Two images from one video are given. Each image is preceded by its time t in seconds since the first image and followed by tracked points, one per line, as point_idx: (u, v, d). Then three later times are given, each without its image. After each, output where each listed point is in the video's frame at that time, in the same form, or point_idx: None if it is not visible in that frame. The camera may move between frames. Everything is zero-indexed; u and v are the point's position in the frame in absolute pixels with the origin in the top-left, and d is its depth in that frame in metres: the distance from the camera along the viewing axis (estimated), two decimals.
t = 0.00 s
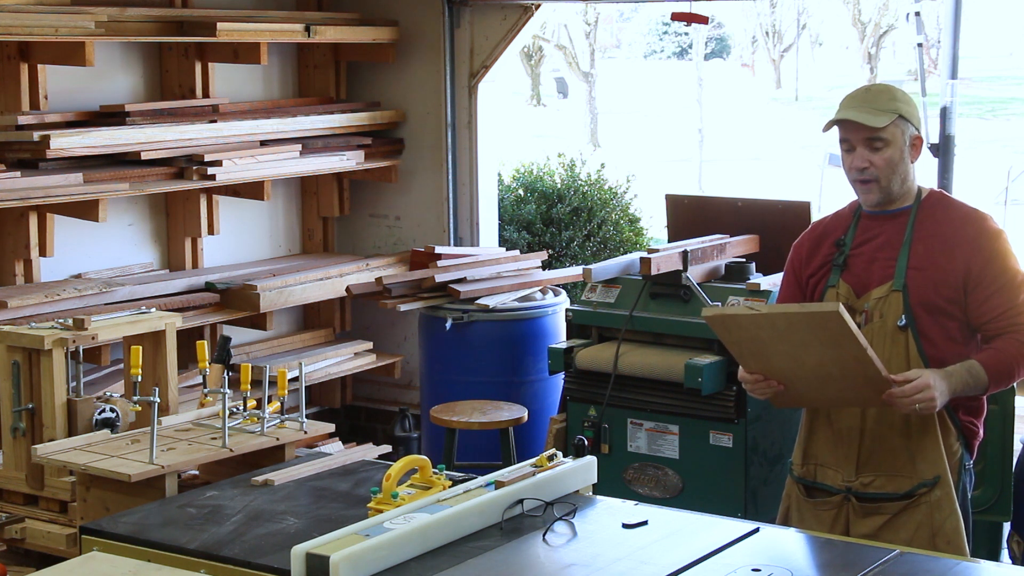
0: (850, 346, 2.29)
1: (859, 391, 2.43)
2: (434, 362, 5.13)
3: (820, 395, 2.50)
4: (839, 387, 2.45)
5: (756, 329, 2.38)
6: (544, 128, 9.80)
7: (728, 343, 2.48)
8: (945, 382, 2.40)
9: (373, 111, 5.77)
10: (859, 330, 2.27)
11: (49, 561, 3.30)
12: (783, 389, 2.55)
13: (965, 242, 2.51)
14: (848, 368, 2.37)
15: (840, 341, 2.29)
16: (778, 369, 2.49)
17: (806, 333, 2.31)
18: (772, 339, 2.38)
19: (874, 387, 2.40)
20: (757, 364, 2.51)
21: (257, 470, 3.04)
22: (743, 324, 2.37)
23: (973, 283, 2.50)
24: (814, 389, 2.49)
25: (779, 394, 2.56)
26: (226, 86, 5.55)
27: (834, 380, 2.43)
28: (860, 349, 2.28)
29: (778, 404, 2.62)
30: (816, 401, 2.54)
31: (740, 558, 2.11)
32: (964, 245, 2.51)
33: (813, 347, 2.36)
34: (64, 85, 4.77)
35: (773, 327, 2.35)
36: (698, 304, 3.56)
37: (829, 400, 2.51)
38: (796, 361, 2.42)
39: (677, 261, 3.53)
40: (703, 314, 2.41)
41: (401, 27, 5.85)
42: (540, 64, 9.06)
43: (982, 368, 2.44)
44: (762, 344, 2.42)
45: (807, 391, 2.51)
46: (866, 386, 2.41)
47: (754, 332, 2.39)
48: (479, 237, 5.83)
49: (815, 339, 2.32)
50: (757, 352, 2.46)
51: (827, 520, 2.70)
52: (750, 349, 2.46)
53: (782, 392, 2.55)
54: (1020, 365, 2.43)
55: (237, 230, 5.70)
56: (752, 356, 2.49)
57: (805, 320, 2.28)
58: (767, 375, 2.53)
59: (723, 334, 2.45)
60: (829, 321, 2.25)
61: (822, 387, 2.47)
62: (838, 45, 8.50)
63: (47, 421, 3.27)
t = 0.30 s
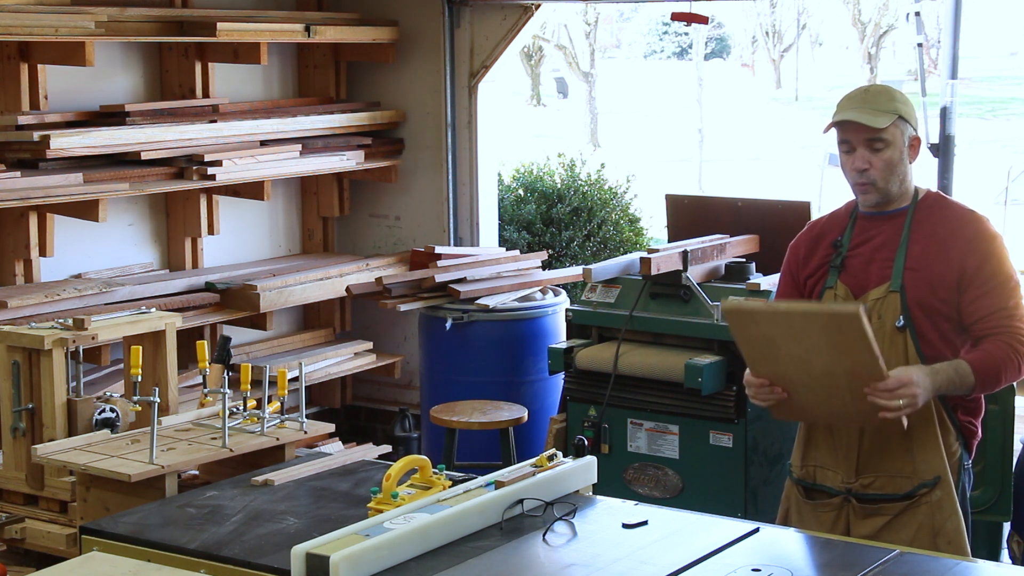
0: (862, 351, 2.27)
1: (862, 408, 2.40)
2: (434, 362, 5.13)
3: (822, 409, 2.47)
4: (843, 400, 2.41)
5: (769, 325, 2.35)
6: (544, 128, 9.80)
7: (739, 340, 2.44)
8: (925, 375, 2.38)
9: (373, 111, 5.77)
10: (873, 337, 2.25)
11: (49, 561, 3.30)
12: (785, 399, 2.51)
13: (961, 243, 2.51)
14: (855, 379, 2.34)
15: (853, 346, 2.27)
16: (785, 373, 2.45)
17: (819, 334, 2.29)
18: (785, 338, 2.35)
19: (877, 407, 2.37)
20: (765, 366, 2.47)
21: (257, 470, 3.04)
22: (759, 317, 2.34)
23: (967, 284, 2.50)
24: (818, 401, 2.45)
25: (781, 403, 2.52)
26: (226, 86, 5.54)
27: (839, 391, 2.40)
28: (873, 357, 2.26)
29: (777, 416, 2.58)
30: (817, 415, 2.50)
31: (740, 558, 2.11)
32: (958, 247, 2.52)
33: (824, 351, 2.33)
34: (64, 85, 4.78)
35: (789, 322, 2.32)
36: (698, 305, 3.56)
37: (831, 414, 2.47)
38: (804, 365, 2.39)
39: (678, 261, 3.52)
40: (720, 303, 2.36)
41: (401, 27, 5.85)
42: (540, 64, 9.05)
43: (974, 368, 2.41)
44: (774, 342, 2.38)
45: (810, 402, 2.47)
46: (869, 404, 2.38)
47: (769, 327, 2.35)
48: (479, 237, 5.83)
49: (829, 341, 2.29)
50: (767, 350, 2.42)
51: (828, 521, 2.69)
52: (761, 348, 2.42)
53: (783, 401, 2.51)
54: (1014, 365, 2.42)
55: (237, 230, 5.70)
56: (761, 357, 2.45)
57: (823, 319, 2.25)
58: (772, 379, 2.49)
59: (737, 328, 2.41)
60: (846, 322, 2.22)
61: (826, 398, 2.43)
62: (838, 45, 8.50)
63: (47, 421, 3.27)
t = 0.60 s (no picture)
0: (863, 301, 2.33)
1: (853, 383, 2.41)
2: (434, 362, 5.13)
3: (812, 388, 2.47)
4: (835, 374, 2.43)
5: (777, 271, 2.41)
6: (544, 128, 9.80)
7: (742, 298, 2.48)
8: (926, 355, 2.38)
9: (373, 111, 5.78)
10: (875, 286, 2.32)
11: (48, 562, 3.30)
12: (776, 373, 2.51)
13: (958, 243, 2.51)
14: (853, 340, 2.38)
15: (856, 295, 2.33)
16: (782, 340, 2.49)
17: (825, 278, 2.36)
18: (791, 287, 2.40)
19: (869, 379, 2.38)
20: (763, 333, 2.50)
21: (257, 470, 3.04)
22: (768, 262, 2.41)
23: (964, 282, 2.50)
24: (811, 375, 2.46)
25: (771, 378, 2.52)
26: (225, 86, 5.54)
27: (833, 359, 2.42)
28: (875, 305, 2.32)
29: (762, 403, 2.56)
30: (805, 399, 2.49)
31: (740, 558, 2.11)
32: (956, 244, 2.52)
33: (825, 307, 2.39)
34: (64, 85, 4.78)
35: (797, 268, 2.38)
36: (698, 304, 3.56)
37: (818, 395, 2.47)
38: (804, 325, 2.43)
39: (678, 261, 3.52)
40: (733, 244, 2.43)
41: (401, 27, 5.85)
42: (540, 64, 9.04)
43: (969, 359, 2.40)
44: (780, 296, 2.43)
45: (802, 379, 2.48)
46: (862, 377, 2.39)
47: (777, 274, 2.42)
48: (479, 237, 5.83)
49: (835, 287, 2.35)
50: (768, 309, 2.46)
51: (823, 520, 2.69)
52: (762, 307, 2.47)
53: (774, 377, 2.52)
54: (1010, 362, 2.41)
55: (237, 231, 5.70)
56: (761, 319, 2.48)
57: (831, 262, 2.33)
58: (766, 349, 2.51)
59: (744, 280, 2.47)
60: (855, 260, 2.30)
61: (819, 370, 2.45)
62: (838, 45, 8.50)
63: (47, 421, 3.27)
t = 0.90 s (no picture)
0: (846, 266, 2.39)
1: (839, 351, 2.45)
2: (434, 361, 5.13)
3: (798, 362, 2.49)
4: (820, 343, 2.46)
5: (755, 248, 2.46)
6: (544, 128, 9.81)
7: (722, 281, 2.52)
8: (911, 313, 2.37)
9: (373, 110, 5.78)
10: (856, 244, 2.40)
11: (49, 562, 3.30)
12: (760, 352, 2.54)
13: (959, 240, 2.50)
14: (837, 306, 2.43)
15: (838, 260, 2.40)
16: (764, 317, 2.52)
17: (805, 249, 2.42)
18: (771, 261, 2.45)
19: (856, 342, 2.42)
20: (744, 313, 2.53)
21: (257, 470, 3.04)
22: (747, 239, 2.45)
23: (964, 279, 2.50)
24: (795, 349, 2.49)
25: (755, 357, 2.55)
26: (225, 86, 5.54)
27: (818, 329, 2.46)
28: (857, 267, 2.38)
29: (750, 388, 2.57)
30: (791, 375, 2.51)
31: (740, 558, 2.11)
32: (957, 239, 2.51)
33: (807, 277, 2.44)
34: (64, 85, 4.78)
35: (776, 242, 2.44)
36: (698, 305, 3.56)
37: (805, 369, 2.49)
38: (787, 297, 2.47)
39: (678, 262, 3.51)
40: (709, 227, 2.48)
41: (402, 27, 5.85)
42: (540, 64, 9.03)
43: (956, 345, 2.39)
44: (760, 273, 2.47)
45: (786, 353, 2.51)
46: (848, 341, 2.43)
47: (755, 251, 2.46)
48: (479, 237, 5.83)
49: (816, 252, 2.41)
50: (748, 287, 2.50)
51: (825, 518, 2.69)
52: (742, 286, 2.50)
53: (759, 356, 2.54)
54: (1000, 355, 2.39)
55: (237, 231, 5.70)
56: (741, 299, 2.52)
57: (811, 229, 2.40)
58: (750, 328, 2.54)
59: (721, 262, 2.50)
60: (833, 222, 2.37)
61: (805, 343, 2.48)
62: (838, 45, 8.50)
63: (47, 421, 3.27)
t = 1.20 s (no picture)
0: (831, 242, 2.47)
1: (841, 329, 2.50)
2: (434, 361, 5.13)
3: (804, 352, 2.53)
4: (823, 326, 2.51)
5: (740, 246, 2.53)
6: (544, 128, 9.81)
7: (714, 286, 2.57)
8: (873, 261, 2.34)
9: (373, 110, 5.77)
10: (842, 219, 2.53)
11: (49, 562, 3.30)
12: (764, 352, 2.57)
13: (953, 232, 2.50)
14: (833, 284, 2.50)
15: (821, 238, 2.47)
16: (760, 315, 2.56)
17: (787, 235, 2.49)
18: (758, 256, 2.52)
19: (857, 316, 2.48)
20: (741, 316, 2.57)
21: (257, 469, 3.04)
22: (730, 238, 2.53)
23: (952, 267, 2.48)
24: (799, 340, 2.53)
25: (760, 358, 2.57)
26: (225, 86, 5.54)
27: (817, 313, 2.52)
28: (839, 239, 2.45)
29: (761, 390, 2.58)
30: (800, 366, 2.53)
31: (741, 558, 2.11)
32: (950, 230, 2.50)
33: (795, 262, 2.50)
34: (64, 85, 4.77)
35: (759, 235, 2.51)
36: (698, 305, 3.56)
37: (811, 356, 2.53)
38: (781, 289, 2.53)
39: (678, 261, 3.51)
40: (690, 237, 2.56)
41: (402, 27, 5.85)
42: (540, 64, 9.02)
43: (922, 313, 2.35)
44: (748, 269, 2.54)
45: (791, 347, 2.54)
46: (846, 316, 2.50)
47: (741, 248, 2.53)
48: (479, 237, 5.83)
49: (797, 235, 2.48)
50: (742, 288, 2.55)
51: (826, 516, 2.68)
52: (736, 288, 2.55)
53: (765, 356, 2.57)
54: (969, 331, 2.34)
55: (237, 231, 5.70)
56: (737, 303, 2.56)
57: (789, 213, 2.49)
58: (750, 330, 2.57)
59: (710, 270, 2.57)
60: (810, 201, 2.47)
61: (805, 330, 2.52)
62: (838, 45, 8.50)
63: (47, 421, 3.27)
